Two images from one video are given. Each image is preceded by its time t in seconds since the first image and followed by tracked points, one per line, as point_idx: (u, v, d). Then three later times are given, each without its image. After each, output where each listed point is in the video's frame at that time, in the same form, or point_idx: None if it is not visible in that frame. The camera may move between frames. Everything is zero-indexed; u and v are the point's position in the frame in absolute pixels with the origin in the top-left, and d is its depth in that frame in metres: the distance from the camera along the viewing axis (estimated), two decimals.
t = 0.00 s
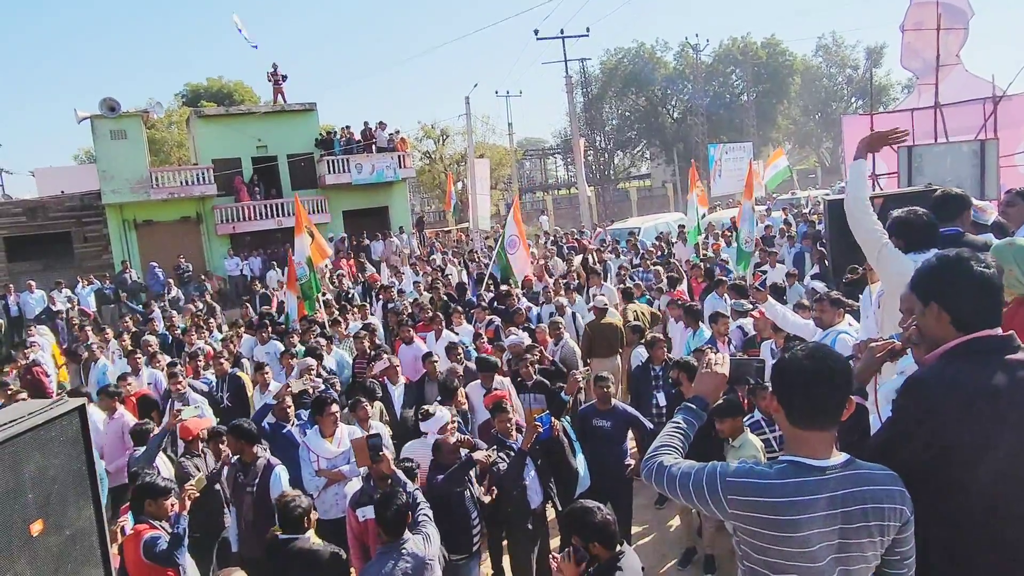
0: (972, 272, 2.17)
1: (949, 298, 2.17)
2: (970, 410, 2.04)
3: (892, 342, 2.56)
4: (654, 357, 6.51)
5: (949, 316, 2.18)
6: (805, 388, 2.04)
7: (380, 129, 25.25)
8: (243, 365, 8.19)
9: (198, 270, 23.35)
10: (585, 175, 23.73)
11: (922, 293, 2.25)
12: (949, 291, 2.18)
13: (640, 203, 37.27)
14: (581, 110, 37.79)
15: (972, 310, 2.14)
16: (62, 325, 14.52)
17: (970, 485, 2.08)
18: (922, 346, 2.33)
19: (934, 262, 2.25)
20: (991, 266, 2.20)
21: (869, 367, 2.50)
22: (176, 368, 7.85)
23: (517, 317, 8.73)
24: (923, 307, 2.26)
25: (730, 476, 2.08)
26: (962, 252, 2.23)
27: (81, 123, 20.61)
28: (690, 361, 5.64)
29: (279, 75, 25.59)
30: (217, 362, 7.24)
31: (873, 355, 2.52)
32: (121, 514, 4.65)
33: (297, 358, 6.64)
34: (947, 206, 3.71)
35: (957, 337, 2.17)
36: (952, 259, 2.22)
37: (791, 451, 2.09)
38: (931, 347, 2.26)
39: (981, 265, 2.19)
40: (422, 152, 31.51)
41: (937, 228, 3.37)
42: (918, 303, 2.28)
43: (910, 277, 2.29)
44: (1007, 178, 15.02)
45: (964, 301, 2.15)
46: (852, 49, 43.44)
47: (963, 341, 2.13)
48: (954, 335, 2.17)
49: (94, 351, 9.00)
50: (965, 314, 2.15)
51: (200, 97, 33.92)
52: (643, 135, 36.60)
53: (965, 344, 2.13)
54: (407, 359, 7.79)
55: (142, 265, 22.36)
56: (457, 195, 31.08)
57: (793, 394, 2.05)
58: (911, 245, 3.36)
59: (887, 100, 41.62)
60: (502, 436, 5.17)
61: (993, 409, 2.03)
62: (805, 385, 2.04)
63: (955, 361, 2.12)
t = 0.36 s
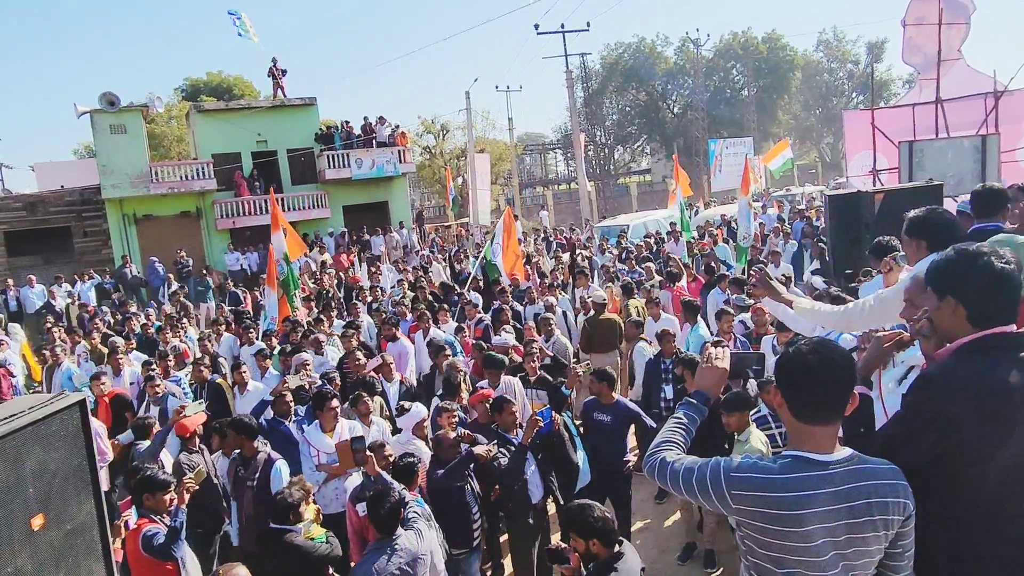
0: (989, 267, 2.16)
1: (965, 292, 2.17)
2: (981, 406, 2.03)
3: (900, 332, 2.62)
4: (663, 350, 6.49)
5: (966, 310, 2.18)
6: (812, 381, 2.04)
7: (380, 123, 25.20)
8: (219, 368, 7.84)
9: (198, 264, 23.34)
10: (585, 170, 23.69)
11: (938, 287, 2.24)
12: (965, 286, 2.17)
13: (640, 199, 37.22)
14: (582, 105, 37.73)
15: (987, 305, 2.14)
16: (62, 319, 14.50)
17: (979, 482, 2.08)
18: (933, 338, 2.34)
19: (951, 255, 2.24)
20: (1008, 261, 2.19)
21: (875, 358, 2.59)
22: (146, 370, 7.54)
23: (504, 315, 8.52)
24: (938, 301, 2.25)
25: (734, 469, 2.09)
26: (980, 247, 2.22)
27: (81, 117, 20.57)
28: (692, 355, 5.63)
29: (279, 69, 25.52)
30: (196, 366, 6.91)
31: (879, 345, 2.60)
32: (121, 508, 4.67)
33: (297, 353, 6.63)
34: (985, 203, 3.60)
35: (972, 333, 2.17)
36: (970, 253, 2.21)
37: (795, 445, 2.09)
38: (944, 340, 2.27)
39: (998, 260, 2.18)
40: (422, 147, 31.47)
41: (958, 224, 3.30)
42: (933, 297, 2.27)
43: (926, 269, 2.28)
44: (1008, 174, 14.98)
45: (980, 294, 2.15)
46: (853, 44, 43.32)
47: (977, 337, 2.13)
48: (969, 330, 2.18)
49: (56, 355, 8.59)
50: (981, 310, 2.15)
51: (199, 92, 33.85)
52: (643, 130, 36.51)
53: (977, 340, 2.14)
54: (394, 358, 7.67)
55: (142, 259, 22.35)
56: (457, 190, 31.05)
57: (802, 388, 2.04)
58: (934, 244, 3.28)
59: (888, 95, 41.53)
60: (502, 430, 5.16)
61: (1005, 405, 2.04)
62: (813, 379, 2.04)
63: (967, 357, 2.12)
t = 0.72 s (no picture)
0: (1001, 268, 2.17)
1: (974, 291, 2.18)
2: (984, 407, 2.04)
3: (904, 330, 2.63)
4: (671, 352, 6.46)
5: (975, 310, 2.18)
6: (811, 381, 2.04)
7: (379, 124, 25.20)
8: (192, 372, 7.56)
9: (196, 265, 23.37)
10: (583, 171, 23.69)
11: (946, 286, 2.25)
12: (973, 286, 2.18)
13: (639, 199, 37.19)
14: (580, 106, 37.77)
15: (997, 306, 2.15)
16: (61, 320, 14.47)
17: (982, 482, 2.08)
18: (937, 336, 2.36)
19: (962, 255, 2.25)
20: (1019, 262, 2.20)
21: (879, 356, 2.61)
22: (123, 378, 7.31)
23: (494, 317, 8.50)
24: (946, 300, 2.25)
25: (733, 469, 2.09)
26: (989, 248, 2.23)
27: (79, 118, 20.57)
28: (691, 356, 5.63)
29: (278, 69, 25.53)
30: (170, 374, 6.56)
31: (884, 342, 2.60)
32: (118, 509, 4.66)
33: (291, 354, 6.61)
34: None
35: (981, 333, 2.18)
36: (981, 254, 2.21)
37: (794, 446, 2.09)
38: (949, 340, 2.28)
39: (1009, 262, 2.20)
40: (421, 147, 31.49)
41: (962, 229, 3.48)
42: (941, 296, 2.27)
43: (935, 267, 2.28)
44: (1006, 175, 15.01)
45: (991, 294, 2.16)
46: (851, 45, 43.39)
47: (984, 338, 2.15)
48: (977, 330, 2.19)
49: (15, 363, 8.25)
50: (989, 309, 2.16)
51: (198, 93, 33.84)
52: (642, 130, 36.52)
53: (988, 341, 2.15)
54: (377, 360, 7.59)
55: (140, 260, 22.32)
56: (455, 191, 31.05)
57: (800, 389, 2.04)
58: (938, 246, 3.46)
59: (886, 96, 41.58)
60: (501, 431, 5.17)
61: (1009, 406, 2.04)
62: (813, 379, 2.03)
63: (974, 359, 2.13)
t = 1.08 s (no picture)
0: (999, 272, 2.20)
1: (973, 294, 2.20)
2: (984, 409, 2.06)
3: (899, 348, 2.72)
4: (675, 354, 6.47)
5: (974, 313, 2.20)
6: (809, 384, 2.06)
7: (379, 127, 25.23)
8: (167, 385, 7.53)
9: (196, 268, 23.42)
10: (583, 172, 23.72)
11: (945, 290, 2.27)
12: (974, 290, 2.21)
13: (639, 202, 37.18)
14: (580, 108, 37.80)
15: (996, 308, 2.18)
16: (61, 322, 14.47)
17: (981, 483, 2.11)
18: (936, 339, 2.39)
19: (961, 259, 2.27)
20: (1017, 266, 2.23)
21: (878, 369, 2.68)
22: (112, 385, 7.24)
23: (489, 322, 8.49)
24: (946, 303, 2.28)
25: (732, 472, 2.10)
26: (986, 252, 2.26)
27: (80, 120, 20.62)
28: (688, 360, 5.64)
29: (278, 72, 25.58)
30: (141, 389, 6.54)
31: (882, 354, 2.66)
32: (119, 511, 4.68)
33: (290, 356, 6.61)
34: None
35: (978, 335, 2.21)
36: (980, 258, 2.24)
37: (793, 448, 2.11)
38: (949, 343, 2.31)
39: (1007, 265, 2.22)
40: (421, 150, 31.54)
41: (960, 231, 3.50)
42: (941, 299, 2.30)
43: (933, 271, 2.31)
44: (1006, 177, 15.03)
45: (991, 297, 2.18)
46: (851, 47, 43.45)
47: (981, 340, 2.17)
48: (975, 332, 2.21)
49: None
50: (988, 312, 2.18)
51: (198, 96, 33.89)
52: (642, 133, 36.52)
53: (985, 342, 2.17)
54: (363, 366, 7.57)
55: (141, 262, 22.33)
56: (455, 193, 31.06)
57: (797, 391, 2.06)
58: (937, 251, 3.47)
59: (886, 98, 41.62)
60: (501, 432, 5.18)
61: (1007, 408, 2.07)
62: (811, 382, 2.06)
63: (970, 361, 2.15)
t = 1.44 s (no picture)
0: (1002, 271, 2.19)
1: (976, 293, 2.20)
2: (992, 409, 2.05)
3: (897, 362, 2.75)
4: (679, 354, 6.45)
5: (977, 312, 2.20)
6: (817, 383, 2.05)
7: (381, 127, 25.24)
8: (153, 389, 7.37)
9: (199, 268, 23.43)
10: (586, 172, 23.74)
11: (948, 289, 2.27)
12: (977, 289, 2.20)
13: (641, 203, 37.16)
14: (582, 109, 37.81)
15: (999, 307, 2.17)
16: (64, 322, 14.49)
17: (989, 483, 2.10)
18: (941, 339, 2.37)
19: (964, 258, 2.26)
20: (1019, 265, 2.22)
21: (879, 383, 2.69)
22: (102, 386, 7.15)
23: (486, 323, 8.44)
24: (949, 302, 2.28)
25: (740, 473, 2.10)
26: (989, 251, 2.25)
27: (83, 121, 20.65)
28: (688, 362, 5.63)
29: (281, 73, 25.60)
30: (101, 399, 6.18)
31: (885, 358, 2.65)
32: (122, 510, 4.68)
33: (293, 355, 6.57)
34: None
35: (981, 334, 2.20)
36: (982, 258, 2.24)
37: (800, 449, 2.10)
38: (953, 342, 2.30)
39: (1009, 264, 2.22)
40: (423, 150, 31.57)
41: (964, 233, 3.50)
42: (944, 299, 2.29)
43: (937, 270, 2.31)
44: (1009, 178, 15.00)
45: (995, 297, 2.18)
46: (854, 48, 43.42)
47: (984, 339, 2.16)
48: (978, 331, 2.20)
49: None
50: (993, 311, 2.17)
51: (200, 96, 33.94)
52: (644, 133, 36.50)
53: (987, 342, 2.16)
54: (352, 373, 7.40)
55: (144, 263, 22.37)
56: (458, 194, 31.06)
57: (805, 391, 2.06)
58: (940, 252, 3.46)
59: (889, 99, 41.59)
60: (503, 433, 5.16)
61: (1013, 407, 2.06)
62: (820, 383, 2.05)
63: (974, 359, 2.15)
